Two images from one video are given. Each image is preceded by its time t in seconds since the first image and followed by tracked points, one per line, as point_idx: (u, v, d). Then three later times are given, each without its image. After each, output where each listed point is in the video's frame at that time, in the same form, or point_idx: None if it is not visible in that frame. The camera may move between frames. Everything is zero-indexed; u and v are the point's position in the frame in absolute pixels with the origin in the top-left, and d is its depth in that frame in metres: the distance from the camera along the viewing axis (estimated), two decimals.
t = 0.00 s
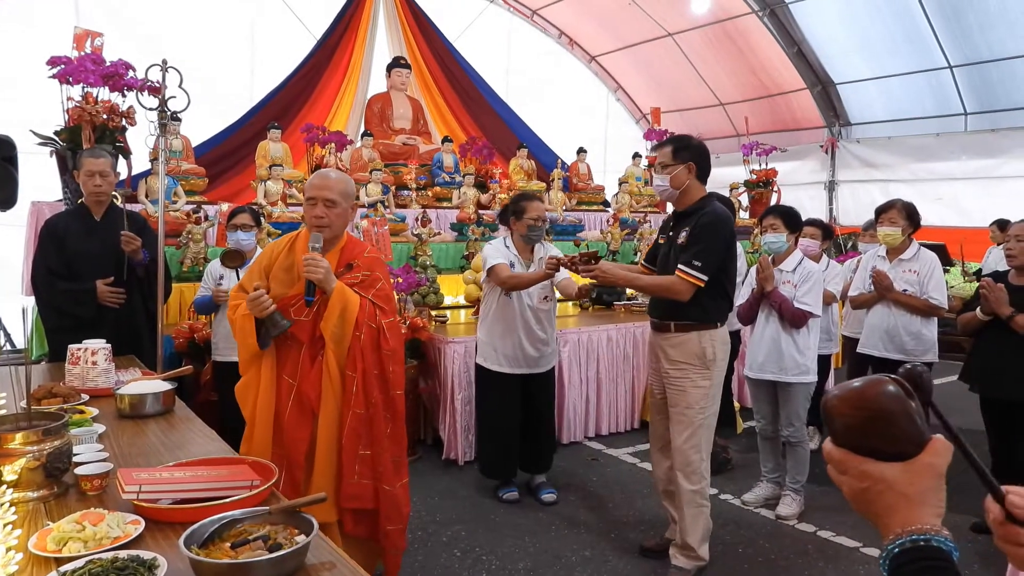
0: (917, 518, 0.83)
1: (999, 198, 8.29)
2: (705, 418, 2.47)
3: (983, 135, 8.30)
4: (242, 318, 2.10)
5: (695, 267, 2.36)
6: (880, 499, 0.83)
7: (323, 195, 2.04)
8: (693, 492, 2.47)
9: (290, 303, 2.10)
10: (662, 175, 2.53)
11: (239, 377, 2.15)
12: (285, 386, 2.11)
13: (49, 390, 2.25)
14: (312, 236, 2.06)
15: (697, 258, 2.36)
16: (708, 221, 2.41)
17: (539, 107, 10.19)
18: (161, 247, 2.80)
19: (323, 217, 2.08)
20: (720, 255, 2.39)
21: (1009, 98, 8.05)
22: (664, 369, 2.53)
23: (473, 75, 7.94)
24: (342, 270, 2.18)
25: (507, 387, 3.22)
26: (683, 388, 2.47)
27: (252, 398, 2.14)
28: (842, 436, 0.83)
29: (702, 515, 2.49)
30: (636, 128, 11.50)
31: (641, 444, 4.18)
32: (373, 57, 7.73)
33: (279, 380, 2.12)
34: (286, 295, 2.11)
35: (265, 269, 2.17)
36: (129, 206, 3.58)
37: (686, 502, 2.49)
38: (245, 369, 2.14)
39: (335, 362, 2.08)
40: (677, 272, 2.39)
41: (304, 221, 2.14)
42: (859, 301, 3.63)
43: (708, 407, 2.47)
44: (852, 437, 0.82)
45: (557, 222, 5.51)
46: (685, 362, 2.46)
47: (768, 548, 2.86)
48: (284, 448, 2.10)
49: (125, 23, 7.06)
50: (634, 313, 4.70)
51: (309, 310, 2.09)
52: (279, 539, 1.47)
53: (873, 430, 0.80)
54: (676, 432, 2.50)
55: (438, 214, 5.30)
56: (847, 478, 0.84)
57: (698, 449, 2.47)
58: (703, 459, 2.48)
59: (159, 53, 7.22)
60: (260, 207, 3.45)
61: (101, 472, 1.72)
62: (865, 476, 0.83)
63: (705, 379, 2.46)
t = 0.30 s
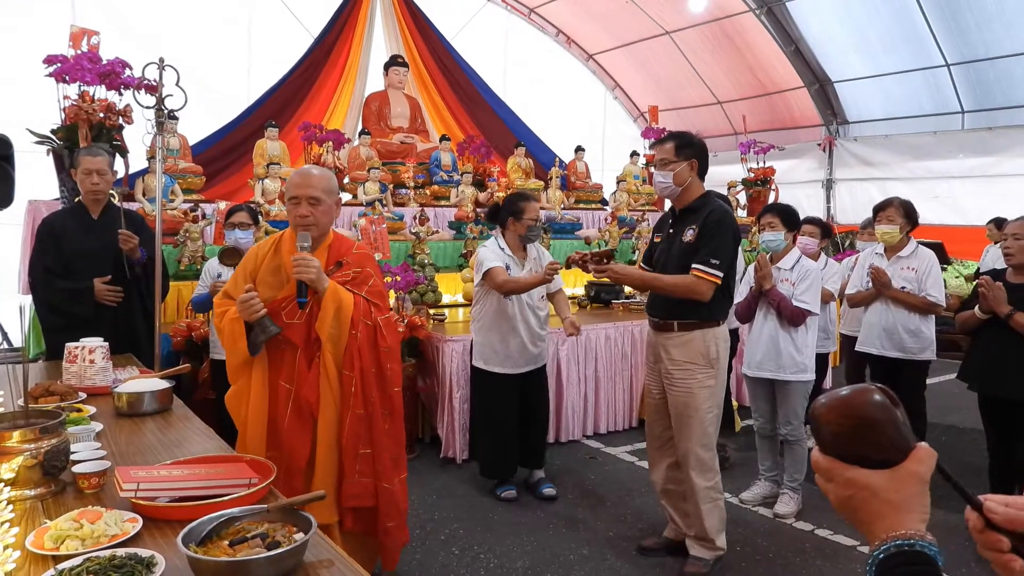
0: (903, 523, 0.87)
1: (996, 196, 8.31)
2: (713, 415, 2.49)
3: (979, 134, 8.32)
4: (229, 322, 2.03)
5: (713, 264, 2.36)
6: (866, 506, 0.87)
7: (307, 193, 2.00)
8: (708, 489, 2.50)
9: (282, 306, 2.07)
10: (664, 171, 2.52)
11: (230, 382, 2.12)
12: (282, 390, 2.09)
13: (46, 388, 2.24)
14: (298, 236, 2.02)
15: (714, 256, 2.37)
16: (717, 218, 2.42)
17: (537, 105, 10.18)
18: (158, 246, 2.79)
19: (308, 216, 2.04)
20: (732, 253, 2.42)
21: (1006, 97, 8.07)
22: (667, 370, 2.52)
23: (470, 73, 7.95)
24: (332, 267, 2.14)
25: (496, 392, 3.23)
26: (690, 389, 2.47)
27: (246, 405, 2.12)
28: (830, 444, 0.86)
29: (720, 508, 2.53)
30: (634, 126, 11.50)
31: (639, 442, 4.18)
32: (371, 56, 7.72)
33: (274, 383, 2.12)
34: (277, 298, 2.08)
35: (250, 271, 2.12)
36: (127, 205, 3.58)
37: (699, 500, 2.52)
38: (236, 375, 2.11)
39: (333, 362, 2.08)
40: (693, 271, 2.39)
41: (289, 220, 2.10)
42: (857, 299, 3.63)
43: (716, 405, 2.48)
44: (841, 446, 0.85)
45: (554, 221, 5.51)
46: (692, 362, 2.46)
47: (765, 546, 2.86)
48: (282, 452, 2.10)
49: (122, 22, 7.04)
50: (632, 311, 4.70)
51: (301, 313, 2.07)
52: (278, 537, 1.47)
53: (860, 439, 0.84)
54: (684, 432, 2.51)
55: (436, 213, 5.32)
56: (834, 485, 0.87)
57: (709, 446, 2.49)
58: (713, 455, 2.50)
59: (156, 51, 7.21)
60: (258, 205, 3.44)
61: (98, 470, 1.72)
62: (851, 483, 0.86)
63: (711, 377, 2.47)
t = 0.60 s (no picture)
0: (876, 546, 0.87)
1: (996, 195, 8.31)
2: (724, 413, 2.51)
3: (979, 133, 8.31)
4: (213, 324, 2.04)
5: (735, 261, 2.37)
6: (835, 533, 0.87)
7: (290, 187, 1.98)
8: (717, 487, 2.51)
9: (270, 306, 2.05)
10: (669, 168, 2.51)
11: (215, 390, 2.11)
12: (276, 393, 2.09)
13: (46, 384, 2.24)
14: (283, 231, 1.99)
15: (734, 253, 2.38)
16: (728, 213, 2.43)
17: (538, 104, 10.18)
18: (157, 242, 2.79)
19: (293, 209, 2.01)
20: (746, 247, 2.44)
21: (1006, 96, 8.08)
22: (677, 368, 2.52)
23: (470, 71, 7.95)
24: (321, 263, 2.13)
25: (508, 389, 3.25)
26: (703, 388, 2.47)
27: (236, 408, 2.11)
28: (797, 476, 0.86)
29: (725, 506, 2.55)
30: (634, 124, 11.49)
31: (638, 440, 4.19)
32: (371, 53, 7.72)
33: (264, 383, 2.12)
34: (264, 298, 2.06)
35: (236, 269, 2.12)
36: (126, 201, 3.58)
37: (707, 498, 2.53)
38: (222, 381, 2.10)
39: (326, 361, 2.07)
40: (715, 270, 2.39)
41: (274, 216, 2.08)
42: (856, 298, 3.63)
43: (727, 402, 2.50)
44: (805, 478, 0.85)
45: (554, 219, 5.52)
46: (705, 360, 2.46)
47: (764, 544, 2.86)
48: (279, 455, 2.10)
49: (122, 18, 7.03)
50: (632, 309, 4.71)
51: (291, 312, 2.05)
52: (277, 533, 1.47)
53: (824, 468, 0.84)
54: (695, 431, 2.51)
55: (435, 209, 5.28)
56: (805, 516, 0.87)
57: (719, 444, 2.50)
58: (723, 453, 2.52)
59: (156, 47, 7.20)
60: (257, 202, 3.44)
61: (98, 466, 1.72)
62: (821, 512, 0.86)
63: (722, 375, 2.48)
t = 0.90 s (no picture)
0: None
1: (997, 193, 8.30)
2: (731, 413, 2.52)
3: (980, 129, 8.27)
4: (198, 327, 2.06)
5: (751, 260, 2.38)
6: None
7: (274, 185, 1.97)
8: (722, 487, 2.53)
9: (258, 307, 2.05)
10: (680, 165, 2.51)
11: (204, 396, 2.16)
12: (268, 395, 2.11)
13: (47, 382, 2.24)
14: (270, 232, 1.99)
15: (751, 252, 2.39)
16: (742, 211, 2.44)
17: (539, 102, 10.17)
18: (159, 241, 2.80)
19: (278, 208, 2.01)
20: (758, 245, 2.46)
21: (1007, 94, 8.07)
22: (685, 368, 2.53)
23: (471, 69, 7.95)
24: (310, 261, 2.13)
25: (521, 390, 3.32)
26: (711, 388, 2.48)
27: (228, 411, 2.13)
28: (769, 522, 0.96)
29: (729, 505, 2.57)
30: (635, 122, 11.48)
31: (639, 438, 4.19)
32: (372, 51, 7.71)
33: (255, 384, 2.14)
34: (252, 298, 2.07)
35: (224, 271, 2.13)
36: (127, 200, 3.58)
37: (712, 497, 2.54)
38: (212, 383, 2.13)
39: (318, 363, 2.07)
40: (733, 270, 2.39)
41: (260, 215, 2.08)
42: (857, 296, 3.62)
43: (734, 402, 2.52)
44: (776, 523, 0.96)
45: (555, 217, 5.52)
46: (715, 361, 2.47)
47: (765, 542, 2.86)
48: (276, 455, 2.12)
49: (122, 16, 7.02)
50: (633, 308, 4.71)
51: (279, 313, 2.05)
52: (279, 531, 1.47)
53: (792, 510, 0.94)
54: (702, 430, 2.52)
55: (436, 207, 5.29)
56: (782, 564, 0.96)
57: (725, 443, 2.52)
58: (729, 453, 2.53)
59: (157, 46, 7.20)
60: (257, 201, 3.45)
61: (100, 465, 1.72)
62: (792, 555, 0.94)
63: (730, 375, 2.50)
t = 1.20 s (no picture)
0: None
1: None
2: (761, 415, 2.51)
3: (1011, 127, 8.10)
4: (221, 324, 2.09)
5: (786, 262, 2.37)
6: None
7: (300, 183, 1.99)
8: (750, 488, 2.53)
9: (286, 306, 2.08)
10: (713, 164, 2.49)
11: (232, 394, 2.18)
12: (293, 394, 2.13)
13: (80, 375, 2.28)
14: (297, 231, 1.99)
15: (786, 253, 2.38)
16: (776, 211, 2.42)
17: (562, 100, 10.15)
18: (188, 238, 2.83)
19: (304, 207, 2.03)
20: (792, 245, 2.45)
21: None
22: (716, 370, 2.51)
23: (494, 67, 7.96)
24: (337, 260, 2.14)
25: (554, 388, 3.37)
26: (742, 390, 2.46)
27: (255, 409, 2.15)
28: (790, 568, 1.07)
29: (757, 506, 2.57)
30: (659, 120, 11.41)
31: (664, 438, 4.17)
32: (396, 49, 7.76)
33: (283, 381, 2.17)
34: (280, 297, 2.10)
35: (250, 273, 2.13)
36: (156, 196, 3.64)
37: (739, 498, 2.54)
38: (239, 378, 2.16)
39: (342, 364, 2.08)
40: (768, 271, 2.38)
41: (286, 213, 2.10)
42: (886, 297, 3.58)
43: (764, 404, 2.51)
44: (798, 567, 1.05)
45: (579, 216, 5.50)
46: (746, 362, 2.46)
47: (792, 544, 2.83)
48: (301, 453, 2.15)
49: (150, 15, 7.12)
50: (657, 307, 4.69)
51: (305, 312, 2.08)
52: (307, 525, 1.49)
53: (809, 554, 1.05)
54: (732, 433, 2.50)
55: (460, 205, 5.30)
56: None
57: (754, 445, 2.51)
58: (758, 455, 2.53)
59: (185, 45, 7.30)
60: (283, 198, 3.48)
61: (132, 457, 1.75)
62: None
63: (761, 377, 2.49)
